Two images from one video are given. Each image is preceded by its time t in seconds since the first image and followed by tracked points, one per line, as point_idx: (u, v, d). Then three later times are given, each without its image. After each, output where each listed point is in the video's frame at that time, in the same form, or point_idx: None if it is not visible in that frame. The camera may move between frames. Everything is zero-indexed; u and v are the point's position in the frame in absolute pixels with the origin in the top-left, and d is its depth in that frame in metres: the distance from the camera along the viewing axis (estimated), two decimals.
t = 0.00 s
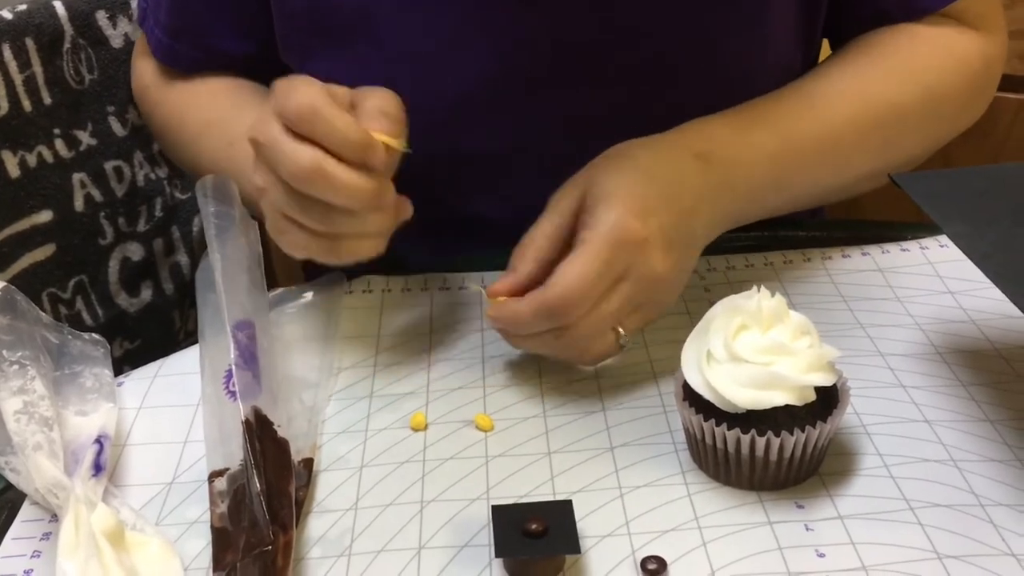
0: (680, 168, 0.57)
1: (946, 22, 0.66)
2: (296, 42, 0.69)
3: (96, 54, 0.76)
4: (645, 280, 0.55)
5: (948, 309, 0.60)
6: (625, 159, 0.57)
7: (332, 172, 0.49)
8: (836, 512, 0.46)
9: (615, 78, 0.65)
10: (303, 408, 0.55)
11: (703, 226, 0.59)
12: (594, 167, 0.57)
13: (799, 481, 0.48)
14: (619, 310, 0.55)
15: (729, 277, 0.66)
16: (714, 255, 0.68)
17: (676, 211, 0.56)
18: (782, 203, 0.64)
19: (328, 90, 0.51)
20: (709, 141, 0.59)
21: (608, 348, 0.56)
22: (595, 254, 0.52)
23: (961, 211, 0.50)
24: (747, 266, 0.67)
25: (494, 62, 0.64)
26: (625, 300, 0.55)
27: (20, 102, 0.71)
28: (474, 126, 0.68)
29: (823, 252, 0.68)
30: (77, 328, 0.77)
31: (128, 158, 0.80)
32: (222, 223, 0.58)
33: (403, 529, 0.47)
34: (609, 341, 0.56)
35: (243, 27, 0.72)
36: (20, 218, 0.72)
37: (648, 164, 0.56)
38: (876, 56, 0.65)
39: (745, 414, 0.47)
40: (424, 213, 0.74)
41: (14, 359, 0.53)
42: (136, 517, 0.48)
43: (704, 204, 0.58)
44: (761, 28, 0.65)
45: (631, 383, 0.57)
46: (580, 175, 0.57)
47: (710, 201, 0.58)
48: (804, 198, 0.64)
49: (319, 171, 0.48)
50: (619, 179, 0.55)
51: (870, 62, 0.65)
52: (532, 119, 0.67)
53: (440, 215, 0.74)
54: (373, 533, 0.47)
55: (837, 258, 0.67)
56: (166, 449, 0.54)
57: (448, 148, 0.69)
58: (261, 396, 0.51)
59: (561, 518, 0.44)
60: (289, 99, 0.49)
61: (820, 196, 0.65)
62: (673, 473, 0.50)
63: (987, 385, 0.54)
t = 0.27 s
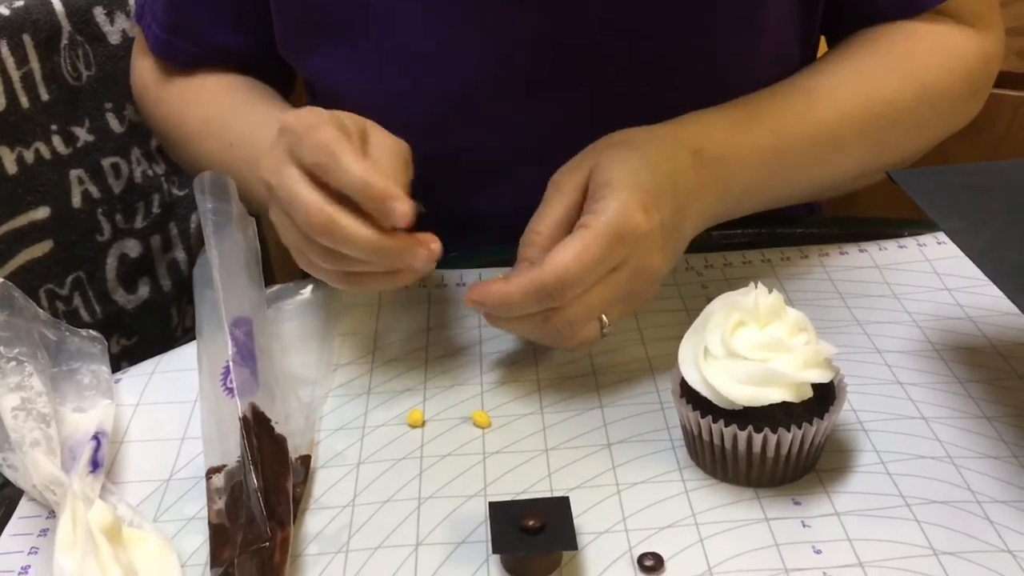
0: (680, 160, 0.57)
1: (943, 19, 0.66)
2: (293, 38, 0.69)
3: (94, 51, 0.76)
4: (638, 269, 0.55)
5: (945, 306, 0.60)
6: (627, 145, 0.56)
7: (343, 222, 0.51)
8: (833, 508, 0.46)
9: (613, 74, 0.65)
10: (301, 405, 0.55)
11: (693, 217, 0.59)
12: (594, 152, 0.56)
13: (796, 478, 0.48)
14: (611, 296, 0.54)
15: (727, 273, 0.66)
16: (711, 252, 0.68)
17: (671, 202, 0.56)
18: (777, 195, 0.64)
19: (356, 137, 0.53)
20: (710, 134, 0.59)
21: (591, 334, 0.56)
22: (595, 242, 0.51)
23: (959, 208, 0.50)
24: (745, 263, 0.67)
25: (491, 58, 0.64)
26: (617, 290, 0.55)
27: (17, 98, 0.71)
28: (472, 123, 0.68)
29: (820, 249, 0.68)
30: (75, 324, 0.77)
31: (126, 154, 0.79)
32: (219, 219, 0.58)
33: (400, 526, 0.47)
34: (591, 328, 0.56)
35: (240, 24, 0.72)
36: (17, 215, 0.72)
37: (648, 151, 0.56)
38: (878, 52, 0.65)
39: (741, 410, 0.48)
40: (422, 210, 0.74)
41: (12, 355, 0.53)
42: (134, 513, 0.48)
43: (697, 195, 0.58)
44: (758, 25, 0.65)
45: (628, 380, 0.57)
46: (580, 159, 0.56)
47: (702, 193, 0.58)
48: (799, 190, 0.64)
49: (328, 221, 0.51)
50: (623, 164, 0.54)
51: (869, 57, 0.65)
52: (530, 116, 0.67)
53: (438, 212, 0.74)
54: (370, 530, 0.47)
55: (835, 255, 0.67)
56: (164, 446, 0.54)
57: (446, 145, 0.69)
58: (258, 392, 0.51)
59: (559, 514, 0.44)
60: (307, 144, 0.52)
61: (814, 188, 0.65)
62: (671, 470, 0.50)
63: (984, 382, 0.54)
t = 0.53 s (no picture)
0: (680, 171, 0.57)
1: (941, 19, 0.67)
2: (293, 36, 0.69)
3: (94, 48, 0.76)
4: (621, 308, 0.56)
5: (941, 305, 0.61)
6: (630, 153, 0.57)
7: (380, 220, 0.53)
8: (829, 505, 0.47)
9: (612, 73, 0.65)
10: (301, 402, 0.56)
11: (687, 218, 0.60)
12: (603, 161, 0.57)
13: (792, 475, 0.49)
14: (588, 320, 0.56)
15: (725, 272, 0.66)
16: (709, 251, 0.69)
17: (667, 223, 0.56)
18: (770, 194, 0.65)
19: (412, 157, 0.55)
20: (710, 137, 0.60)
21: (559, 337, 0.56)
22: (585, 271, 0.52)
23: (956, 208, 0.51)
24: (743, 261, 0.67)
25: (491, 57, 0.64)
26: (598, 314, 0.56)
27: (17, 95, 0.70)
28: (472, 121, 0.68)
29: (818, 248, 0.68)
30: (75, 321, 0.78)
31: (125, 151, 0.79)
32: (221, 217, 0.58)
33: (400, 521, 0.47)
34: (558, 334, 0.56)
35: (240, 20, 0.72)
36: (17, 212, 0.72)
37: (649, 161, 0.57)
38: (876, 53, 0.65)
39: (739, 408, 0.48)
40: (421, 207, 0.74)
41: (13, 352, 0.54)
42: (135, 509, 0.48)
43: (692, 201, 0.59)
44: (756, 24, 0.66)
45: (627, 377, 0.57)
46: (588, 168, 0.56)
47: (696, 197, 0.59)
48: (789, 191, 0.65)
49: (369, 216, 0.53)
50: (631, 192, 0.55)
51: (869, 60, 0.65)
52: (530, 114, 0.67)
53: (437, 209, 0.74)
54: (370, 526, 0.47)
55: (832, 253, 0.67)
56: (165, 442, 0.54)
57: (445, 143, 0.69)
58: (259, 389, 0.51)
59: (558, 511, 0.44)
60: (381, 158, 0.54)
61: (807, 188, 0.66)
62: (668, 466, 0.50)
63: (980, 380, 0.55)
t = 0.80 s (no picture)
0: (677, 168, 0.57)
1: (940, 19, 0.67)
2: (293, 35, 0.69)
3: (94, 46, 0.76)
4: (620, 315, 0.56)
5: (938, 304, 0.61)
6: (627, 151, 0.57)
7: (375, 215, 0.53)
8: (826, 503, 0.47)
9: (611, 73, 0.66)
10: (301, 399, 0.56)
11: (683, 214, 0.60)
12: (605, 161, 0.57)
13: (790, 474, 0.49)
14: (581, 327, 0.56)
15: (724, 270, 0.66)
16: (707, 250, 0.69)
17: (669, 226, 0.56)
18: (766, 186, 0.65)
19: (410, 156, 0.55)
20: (710, 133, 0.60)
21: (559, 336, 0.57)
22: (586, 286, 0.53)
23: (954, 207, 0.51)
24: (741, 260, 0.68)
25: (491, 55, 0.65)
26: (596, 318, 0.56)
27: (18, 92, 0.70)
28: (471, 120, 0.68)
29: (816, 247, 0.69)
30: (75, 318, 0.78)
31: (125, 149, 0.80)
32: (221, 215, 0.58)
33: (400, 519, 0.48)
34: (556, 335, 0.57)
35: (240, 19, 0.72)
36: (17, 209, 0.72)
37: (649, 159, 0.57)
38: (876, 51, 0.66)
39: (737, 407, 0.48)
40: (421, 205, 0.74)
41: (14, 349, 0.54)
42: (136, 506, 0.48)
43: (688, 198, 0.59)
44: (755, 23, 0.66)
45: (625, 376, 0.57)
46: (594, 170, 0.56)
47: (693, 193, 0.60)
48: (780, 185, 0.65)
49: (363, 210, 0.53)
50: (633, 203, 0.55)
51: (870, 58, 0.65)
52: (529, 113, 0.68)
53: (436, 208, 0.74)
54: (369, 523, 0.47)
55: (831, 252, 0.68)
56: (165, 440, 0.54)
57: (445, 142, 0.69)
58: (260, 387, 0.51)
59: (556, 509, 0.44)
60: (381, 155, 0.54)
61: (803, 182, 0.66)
62: (666, 465, 0.50)
63: (977, 379, 0.55)
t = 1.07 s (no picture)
0: (670, 156, 0.57)
1: (941, 18, 0.67)
2: (294, 35, 0.69)
3: (96, 45, 0.76)
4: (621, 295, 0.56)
5: (941, 304, 0.61)
6: (620, 137, 0.57)
7: (379, 236, 0.53)
8: (829, 503, 0.47)
9: (613, 73, 0.66)
10: (302, 399, 0.56)
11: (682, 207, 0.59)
12: (594, 147, 0.56)
13: (793, 474, 0.49)
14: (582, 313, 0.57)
15: (726, 270, 0.66)
16: (709, 249, 0.69)
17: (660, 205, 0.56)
18: (767, 181, 0.64)
19: (402, 168, 0.54)
20: (703, 122, 0.59)
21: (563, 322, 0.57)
22: (576, 271, 0.53)
23: (956, 207, 0.51)
24: (744, 260, 0.67)
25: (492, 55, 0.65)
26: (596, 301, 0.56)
27: (20, 92, 0.70)
28: (472, 120, 0.68)
29: (818, 246, 0.68)
30: (76, 318, 0.78)
31: (127, 149, 0.80)
32: (222, 216, 0.58)
33: (402, 519, 0.48)
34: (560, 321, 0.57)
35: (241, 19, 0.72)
36: (19, 209, 0.72)
37: (645, 149, 0.56)
38: (878, 48, 0.65)
39: (739, 407, 0.48)
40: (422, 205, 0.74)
41: (16, 349, 0.54)
42: (138, 507, 0.48)
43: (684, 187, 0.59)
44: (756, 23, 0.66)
45: (628, 376, 0.57)
46: (582, 156, 0.56)
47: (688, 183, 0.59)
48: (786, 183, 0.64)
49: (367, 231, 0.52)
50: (617, 180, 0.54)
51: (870, 54, 0.65)
52: (530, 113, 0.68)
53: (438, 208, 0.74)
54: (371, 523, 0.47)
55: (833, 252, 0.67)
56: (167, 440, 0.54)
57: (446, 142, 0.69)
58: (261, 387, 0.51)
59: (558, 509, 0.44)
60: (375, 169, 0.53)
61: (804, 179, 0.66)
62: (669, 465, 0.50)
63: (980, 379, 0.55)
